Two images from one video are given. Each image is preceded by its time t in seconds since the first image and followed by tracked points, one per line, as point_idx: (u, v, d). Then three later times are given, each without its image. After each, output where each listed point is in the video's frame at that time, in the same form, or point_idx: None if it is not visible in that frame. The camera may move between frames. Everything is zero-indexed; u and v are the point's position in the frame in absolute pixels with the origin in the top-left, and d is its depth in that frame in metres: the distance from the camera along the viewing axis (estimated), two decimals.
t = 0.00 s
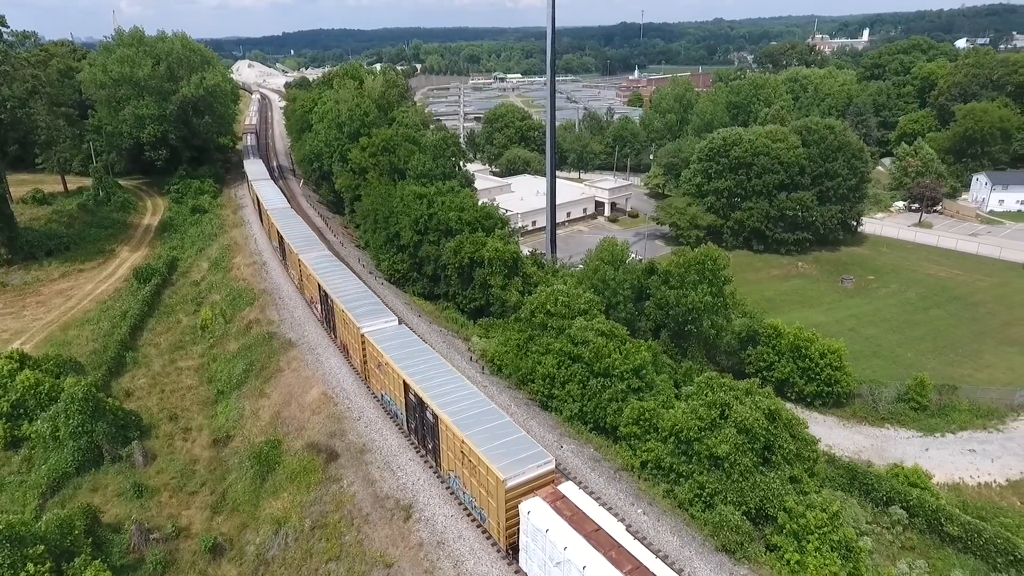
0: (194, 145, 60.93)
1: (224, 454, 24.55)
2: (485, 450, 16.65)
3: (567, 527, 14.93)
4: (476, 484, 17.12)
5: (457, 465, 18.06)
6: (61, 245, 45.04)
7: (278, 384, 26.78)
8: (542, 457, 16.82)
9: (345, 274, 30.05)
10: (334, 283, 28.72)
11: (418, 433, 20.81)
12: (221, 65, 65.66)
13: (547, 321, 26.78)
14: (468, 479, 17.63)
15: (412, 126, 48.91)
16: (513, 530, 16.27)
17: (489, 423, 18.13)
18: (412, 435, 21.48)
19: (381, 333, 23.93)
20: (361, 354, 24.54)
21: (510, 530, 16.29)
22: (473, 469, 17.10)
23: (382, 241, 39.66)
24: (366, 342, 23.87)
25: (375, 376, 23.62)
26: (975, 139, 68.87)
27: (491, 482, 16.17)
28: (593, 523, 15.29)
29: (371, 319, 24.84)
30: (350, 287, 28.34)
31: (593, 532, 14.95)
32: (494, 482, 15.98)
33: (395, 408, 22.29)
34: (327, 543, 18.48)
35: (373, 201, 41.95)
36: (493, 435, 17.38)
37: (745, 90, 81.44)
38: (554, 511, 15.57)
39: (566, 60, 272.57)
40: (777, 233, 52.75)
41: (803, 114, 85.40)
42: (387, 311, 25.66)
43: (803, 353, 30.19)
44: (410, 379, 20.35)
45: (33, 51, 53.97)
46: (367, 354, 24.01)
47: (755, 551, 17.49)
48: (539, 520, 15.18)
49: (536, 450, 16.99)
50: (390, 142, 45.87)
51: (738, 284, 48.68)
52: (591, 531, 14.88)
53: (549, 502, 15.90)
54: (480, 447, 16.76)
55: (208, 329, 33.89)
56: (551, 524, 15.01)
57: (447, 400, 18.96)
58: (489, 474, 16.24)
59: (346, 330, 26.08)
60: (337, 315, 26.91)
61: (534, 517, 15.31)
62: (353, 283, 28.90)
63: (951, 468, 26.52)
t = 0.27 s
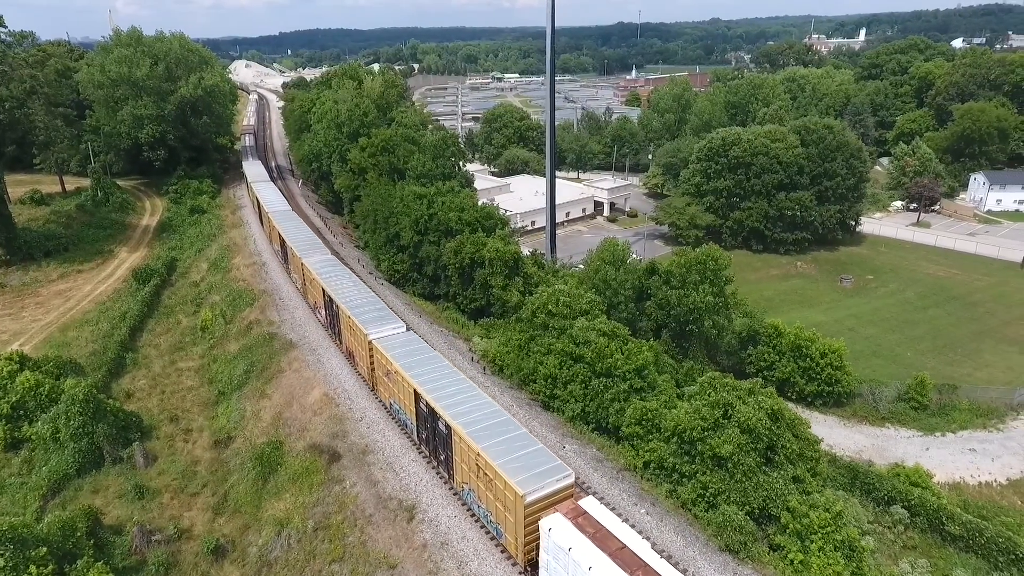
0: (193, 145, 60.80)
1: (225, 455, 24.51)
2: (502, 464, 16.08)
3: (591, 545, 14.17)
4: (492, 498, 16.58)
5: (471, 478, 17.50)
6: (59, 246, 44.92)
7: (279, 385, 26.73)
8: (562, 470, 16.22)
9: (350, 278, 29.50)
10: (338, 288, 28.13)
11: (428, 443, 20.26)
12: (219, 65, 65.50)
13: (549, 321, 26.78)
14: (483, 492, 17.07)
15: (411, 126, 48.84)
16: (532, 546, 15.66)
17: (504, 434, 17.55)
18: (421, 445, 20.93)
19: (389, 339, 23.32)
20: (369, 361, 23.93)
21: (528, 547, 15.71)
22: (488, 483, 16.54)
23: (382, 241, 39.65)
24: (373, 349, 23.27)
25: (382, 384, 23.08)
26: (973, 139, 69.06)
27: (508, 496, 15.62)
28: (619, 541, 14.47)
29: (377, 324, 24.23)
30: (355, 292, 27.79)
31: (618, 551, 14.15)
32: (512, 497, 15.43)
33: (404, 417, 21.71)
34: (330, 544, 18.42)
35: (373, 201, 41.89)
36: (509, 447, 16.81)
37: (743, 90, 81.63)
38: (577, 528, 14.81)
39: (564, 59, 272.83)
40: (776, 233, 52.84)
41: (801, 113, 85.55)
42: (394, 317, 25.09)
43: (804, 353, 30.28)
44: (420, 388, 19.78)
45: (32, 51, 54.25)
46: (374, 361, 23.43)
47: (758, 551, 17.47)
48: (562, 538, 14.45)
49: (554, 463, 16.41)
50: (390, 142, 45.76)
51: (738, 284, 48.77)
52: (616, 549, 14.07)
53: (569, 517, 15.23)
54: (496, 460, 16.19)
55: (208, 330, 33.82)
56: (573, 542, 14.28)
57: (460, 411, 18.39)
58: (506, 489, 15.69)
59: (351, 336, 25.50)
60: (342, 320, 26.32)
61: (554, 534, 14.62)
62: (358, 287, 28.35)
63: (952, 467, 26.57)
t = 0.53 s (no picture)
0: (192, 146, 60.68)
1: (228, 456, 24.47)
2: (522, 478, 15.57)
3: (618, 564, 13.89)
4: (511, 512, 16.09)
5: (489, 491, 16.97)
6: (58, 246, 44.80)
7: (281, 385, 26.68)
8: (584, 484, 15.72)
9: (357, 283, 29.03)
10: (345, 293, 27.60)
11: (441, 453, 19.75)
12: (218, 65, 65.38)
13: (551, 322, 26.80)
14: (501, 506, 16.57)
15: (411, 126, 48.76)
16: (554, 563, 15.22)
17: (522, 446, 17.04)
18: (434, 455, 20.41)
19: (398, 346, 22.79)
20: (377, 368, 23.44)
21: (550, 563, 15.24)
22: (508, 497, 16.03)
23: (383, 241, 39.63)
24: (383, 356, 22.75)
25: (392, 391, 22.58)
26: (971, 138, 69.23)
27: (530, 512, 15.11)
28: (647, 559, 14.19)
29: (387, 331, 23.70)
30: (362, 297, 27.31)
31: (648, 571, 13.88)
32: (533, 513, 14.94)
33: (416, 427, 21.17)
34: (335, 545, 18.38)
35: (373, 201, 41.84)
36: (528, 461, 16.29)
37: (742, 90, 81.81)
38: (602, 546, 14.52)
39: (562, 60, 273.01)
40: (776, 232, 52.90)
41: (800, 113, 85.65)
42: (404, 323, 24.58)
43: (806, 352, 30.34)
44: (433, 398, 19.24)
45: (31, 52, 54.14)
46: (384, 368, 22.89)
47: (764, 551, 17.48)
48: (588, 557, 14.12)
49: (575, 476, 15.90)
50: (390, 142, 45.65)
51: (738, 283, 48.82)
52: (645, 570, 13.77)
53: (594, 534, 14.89)
54: (516, 474, 15.67)
55: (209, 330, 33.74)
56: (601, 561, 13.97)
57: (476, 422, 17.86)
58: (527, 504, 15.17)
59: (359, 343, 24.99)
60: (349, 326, 25.80)
61: (579, 551, 14.28)
62: (365, 292, 27.86)
63: (954, 466, 26.63)
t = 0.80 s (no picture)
0: (192, 146, 60.58)
1: (231, 457, 24.41)
2: (545, 494, 14.99)
3: None
4: (532, 528, 15.55)
5: (508, 505, 16.41)
6: (58, 247, 44.69)
7: (284, 386, 26.63)
8: (608, 499, 15.15)
9: (364, 288, 28.48)
10: (352, 298, 27.00)
11: (456, 464, 19.20)
12: (218, 65, 65.26)
13: (555, 322, 26.81)
14: (521, 522, 16.01)
15: (412, 126, 48.68)
16: None
17: (543, 460, 16.45)
18: (447, 466, 19.86)
19: (408, 354, 22.22)
20: (387, 377, 22.83)
21: None
22: (529, 512, 15.50)
23: (384, 241, 39.60)
24: (394, 364, 22.16)
25: (403, 400, 22.01)
26: (971, 138, 69.37)
27: (553, 529, 14.56)
28: None
29: (397, 338, 23.10)
30: (370, 302, 26.72)
31: None
32: (558, 530, 14.38)
33: (428, 437, 20.59)
34: (341, 546, 18.32)
35: (374, 201, 41.78)
36: (550, 475, 15.72)
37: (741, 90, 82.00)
38: (631, 565, 13.95)
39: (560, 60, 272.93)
40: (776, 232, 52.96)
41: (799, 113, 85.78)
42: (414, 329, 24.01)
43: (809, 352, 30.37)
44: (448, 408, 18.66)
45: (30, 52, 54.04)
46: (394, 376, 22.31)
47: (770, 552, 17.47)
48: None
49: (599, 491, 15.33)
50: (391, 142, 45.52)
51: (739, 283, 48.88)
52: None
53: (622, 553, 14.35)
54: (538, 489, 15.12)
55: (210, 331, 33.64)
56: None
57: (494, 434, 17.27)
58: (551, 521, 14.62)
59: (368, 350, 24.38)
60: (357, 332, 25.22)
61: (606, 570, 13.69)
62: (373, 297, 27.29)
63: (957, 466, 26.69)
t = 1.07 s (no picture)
0: (192, 146, 60.47)
1: (235, 458, 24.34)
2: (571, 511, 14.33)
3: None
4: (557, 545, 14.89)
5: (531, 522, 15.74)
6: (59, 247, 44.59)
7: (288, 387, 26.57)
8: (637, 517, 14.51)
9: (372, 292, 27.83)
10: (361, 303, 26.29)
11: (473, 476, 18.55)
12: (218, 65, 65.11)
13: (560, 322, 26.74)
14: (545, 539, 15.35)
15: (414, 126, 48.58)
16: None
17: (567, 474, 15.78)
18: (464, 477, 19.22)
19: (421, 361, 21.57)
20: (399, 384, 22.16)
21: None
22: (553, 529, 14.84)
23: (386, 241, 39.55)
24: (406, 371, 21.44)
25: (415, 409, 21.38)
26: (971, 138, 69.41)
27: (580, 548, 13.90)
28: None
29: (409, 344, 22.38)
30: (379, 306, 26.05)
31: None
32: (585, 550, 13.73)
33: (443, 447, 19.92)
34: (347, 548, 18.26)
35: (376, 201, 41.67)
36: (575, 491, 15.05)
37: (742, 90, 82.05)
38: None
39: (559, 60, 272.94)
40: (778, 232, 52.97)
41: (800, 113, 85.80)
42: (425, 335, 23.29)
43: (813, 352, 30.36)
44: (465, 418, 17.95)
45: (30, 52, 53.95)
46: (407, 384, 21.61)
47: (779, 552, 17.44)
48: None
49: (627, 508, 14.68)
50: (392, 142, 45.39)
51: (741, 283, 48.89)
52: None
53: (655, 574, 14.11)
54: (564, 505, 14.47)
55: (213, 332, 33.57)
56: None
57: (515, 447, 16.58)
58: (577, 539, 13.96)
59: (378, 356, 23.69)
60: (367, 338, 24.50)
61: None
62: (381, 302, 26.60)
63: (962, 466, 26.70)
